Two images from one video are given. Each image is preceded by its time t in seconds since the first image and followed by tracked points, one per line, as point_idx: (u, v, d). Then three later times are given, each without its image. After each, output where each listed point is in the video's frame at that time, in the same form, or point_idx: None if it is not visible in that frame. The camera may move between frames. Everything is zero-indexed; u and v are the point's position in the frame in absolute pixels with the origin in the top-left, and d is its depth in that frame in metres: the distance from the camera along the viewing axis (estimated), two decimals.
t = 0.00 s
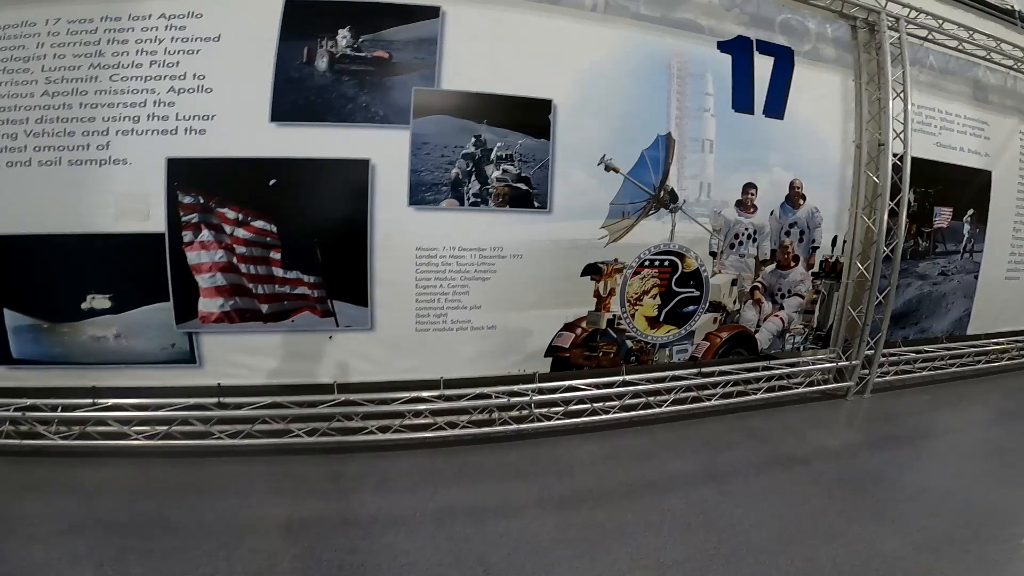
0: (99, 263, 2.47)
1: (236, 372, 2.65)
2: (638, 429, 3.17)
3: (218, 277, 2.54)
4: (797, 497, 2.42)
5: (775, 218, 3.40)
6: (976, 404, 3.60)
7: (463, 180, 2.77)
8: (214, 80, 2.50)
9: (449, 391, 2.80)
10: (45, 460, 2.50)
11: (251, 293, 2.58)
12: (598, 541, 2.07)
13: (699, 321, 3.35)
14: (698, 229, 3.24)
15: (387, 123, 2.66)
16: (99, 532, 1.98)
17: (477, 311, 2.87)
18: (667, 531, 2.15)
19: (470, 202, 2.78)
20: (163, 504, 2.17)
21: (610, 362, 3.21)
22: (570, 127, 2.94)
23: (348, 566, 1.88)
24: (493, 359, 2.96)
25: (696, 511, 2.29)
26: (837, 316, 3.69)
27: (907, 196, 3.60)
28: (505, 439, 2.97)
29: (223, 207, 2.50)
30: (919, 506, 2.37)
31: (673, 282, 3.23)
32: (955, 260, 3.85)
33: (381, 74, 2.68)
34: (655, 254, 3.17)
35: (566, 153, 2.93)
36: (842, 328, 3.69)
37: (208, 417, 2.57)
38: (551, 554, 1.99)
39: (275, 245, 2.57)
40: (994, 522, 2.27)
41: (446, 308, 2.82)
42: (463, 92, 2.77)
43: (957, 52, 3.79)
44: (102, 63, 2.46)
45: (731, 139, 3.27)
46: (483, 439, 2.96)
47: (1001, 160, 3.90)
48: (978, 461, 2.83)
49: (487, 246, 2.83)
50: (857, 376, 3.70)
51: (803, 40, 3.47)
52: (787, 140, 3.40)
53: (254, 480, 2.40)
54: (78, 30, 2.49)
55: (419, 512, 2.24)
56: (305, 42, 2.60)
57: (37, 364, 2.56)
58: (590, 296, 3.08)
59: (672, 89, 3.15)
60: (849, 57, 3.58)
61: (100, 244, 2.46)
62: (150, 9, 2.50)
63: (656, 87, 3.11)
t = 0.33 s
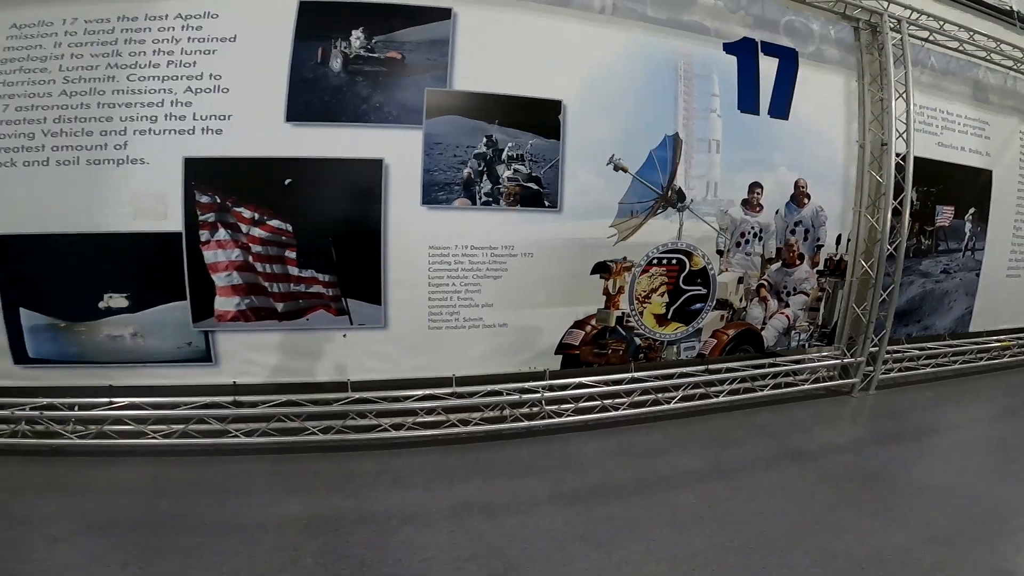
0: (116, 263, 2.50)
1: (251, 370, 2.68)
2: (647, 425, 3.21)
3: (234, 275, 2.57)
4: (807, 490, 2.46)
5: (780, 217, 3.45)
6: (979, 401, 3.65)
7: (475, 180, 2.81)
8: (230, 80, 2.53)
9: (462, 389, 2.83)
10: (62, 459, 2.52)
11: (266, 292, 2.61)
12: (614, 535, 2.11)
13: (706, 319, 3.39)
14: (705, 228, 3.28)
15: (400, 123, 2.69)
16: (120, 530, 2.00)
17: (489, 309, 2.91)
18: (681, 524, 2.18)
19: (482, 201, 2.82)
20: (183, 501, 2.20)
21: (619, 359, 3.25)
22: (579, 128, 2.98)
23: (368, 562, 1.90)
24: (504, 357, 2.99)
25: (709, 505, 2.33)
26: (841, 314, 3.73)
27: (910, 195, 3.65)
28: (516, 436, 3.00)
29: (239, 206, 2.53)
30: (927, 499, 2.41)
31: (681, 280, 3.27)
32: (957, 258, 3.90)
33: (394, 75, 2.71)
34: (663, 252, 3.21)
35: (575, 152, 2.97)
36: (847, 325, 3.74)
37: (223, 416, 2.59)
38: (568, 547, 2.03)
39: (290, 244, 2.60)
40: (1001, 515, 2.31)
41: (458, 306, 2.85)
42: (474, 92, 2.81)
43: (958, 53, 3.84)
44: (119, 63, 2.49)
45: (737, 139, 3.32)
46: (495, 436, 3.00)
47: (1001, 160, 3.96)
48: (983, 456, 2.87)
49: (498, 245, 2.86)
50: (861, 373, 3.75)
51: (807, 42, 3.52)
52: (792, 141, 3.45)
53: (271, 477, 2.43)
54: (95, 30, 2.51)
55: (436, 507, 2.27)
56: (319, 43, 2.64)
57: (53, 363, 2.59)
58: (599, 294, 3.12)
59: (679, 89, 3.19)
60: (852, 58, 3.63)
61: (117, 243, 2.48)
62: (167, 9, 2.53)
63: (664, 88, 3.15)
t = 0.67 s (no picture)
0: (136, 263, 2.54)
1: (268, 369, 2.72)
2: (656, 422, 3.26)
3: (252, 275, 2.62)
4: (816, 485, 2.51)
5: (785, 217, 3.51)
6: (981, 398, 3.72)
7: (487, 181, 2.86)
8: (248, 82, 2.57)
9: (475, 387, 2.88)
10: (83, 458, 2.57)
11: (283, 292, 2.66)
12: (629, 528, 2.16)
13: (713, 317, 3.44)
14: (712, 228, 3.34)
15: (414, 125, 2.74)
16: (145, 526, 2.04)
17: (501, 308, 2.95)
18: (694, 517, 2.23)
19: (494, 202, 2.87)
20: (206, 499, 2.24)
21: (628, 357, 3.30)
22: (589, 129, 3.03)
23: (392, 556, 1.95)
24: (516, 355, 3.04)
25: (720, 499, 2.38)
26: (845, 312, 3.79)
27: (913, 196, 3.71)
28: (528, 434, 3.05)
29: (257, 207, 2.58)
30: (933, 493, 2.47)
31: (688, 279, 3.33)
32: (958, 258, 3.97)
33: (408, 77, 2.76)
34: (670, 252, 3.26)
35: (585, 154, 3.02)
36: (850, 323, 3.80)
37: (241, 414, 2.64)
38: (585, 540, 2.07)
39: (307, 244, 2.64)
40: (1005, 508, 2.37)
41: (471, 305, 2.90)
42: (486, 95, 2.86)
43: (958, 55, 3.91)
44: (139, 64, 2.53)
45: (743, 141, 3.37)
46: (507, 434, 3.04)
47: (1001, 160, 4.02)
48: (987, 452, 2.93)
49: (510, 245, 2.91)
50: (865, 370, 3.81)
51: (811, 45, 3.58)
52: (796, 142, 3.51)
53: (291, 475, 2.47)
54: (114, 32, 2.55)
55: (454, 503, 2.32)
56: (334, 46, 2.68)
57: (73, 363, 2.63)
58: (608, 293, 3.17)
59: (686, 92, 3.25)
60: (854, 61, 3.70)
61: (137, 244, 2.53)
62: (185, 11, 2.57)
63: (671, 90, 3.21)
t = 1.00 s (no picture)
0: (156, 265, 2.58)
1: (285, 370, 2.76)
2: (666, 421, 3.31)
3: (270, 277, 2.67)
4: (826, 481, 2.56)
5: (791, 218, 3.56)
6: (984, 396, 3.78)
7: (500, 183, 2.90)
8: (266, 85, 2.61)
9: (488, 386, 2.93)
10: (105, 458, 2.61)
11: (301, 293, 2.70)
12: (645, 524, 2.20)
13: (721, 317, 3.49)
14: (719, 229, 3.39)
15: (429, 129, 2.79)
16: (171, 526, 2.08)
17: (513, 309, 3.00)
18: (708, 512, 2.29)
19: (507, 204, 2.91)
20: (229, 498, 2.29)
21: (637, 356, 3.34)
22: (599, 132, 3.08)
23: (415, 552, 2.00)
24: (528, 355, 3.09)
25: (732, 495, 2.43)
26: (849, 312, 3.85)
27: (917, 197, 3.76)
28: (540, 433, 3.10)
29: (275, 209, 2.62)
30: (939, 488, 2.53)
31: (696, 279, 3.38)
32: (961, 258, 4.03)
33: (422, 81, 2.80)
34: (679, 253, 3.31)
35: (596, 157, 3.07)
36: (855, 323, 3.86)
37: (259, 414, 2.68)
38: (603, 535, 2.12)
39: (324, 245, 2.68)
40: (1011, 503, 2.42)
41: (484, 306, 2.94)
42: (499, 98, 2.90)
43: (960, 58, 3.96)
44: (159, 67, 2.56)
45: (750, 143, 3.42)
46: (520, 432, 3.09)
47: (1002, 161, 4.08)
48: (992, 449, 2.99)
49: (523, 246, 2.96)
50: (870, 369, 3.87)
51: (816, 48, 3.63)
52: (802, 144, 3.56)
53: (310, 474, 2.51)
54: (134, 34, 2.58)
55: (472, 500, 2.37)
56: (350, 49, 2.72)
57: (94, 364, 2.67)
58: (618, 294, 3.22)
59: (694, 95, 3.30)
60: (859, 64, 3.75)
61: (158, 246, 2.56)
62: (203, 14, 2.60)
63: (679, 93, 3.26)
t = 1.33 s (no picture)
0: (179, 268, 2.62)
1: (305, 371, 2.81)
2: (677, 420, 3.37)
3: (291, 280, 2.71)
4: (837, 477, 2.62)
5: (799, 220, 3.62)
6: (988, 394, 3.85)
7: (515, 188, 2.95)
8: (287, 90, 2.66)
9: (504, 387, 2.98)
10: (131, 460, 2.66)
11: (321, 296, 2.75)
12: (663, 520, 2.26)
13: (730, 318, 3.55)
14: (729, 232, 3.45)
15: (446, 134, 2.83)
16: (202, 526, 2.13)
17: (528, 311, 3.05)
18: (723, 508, 2.35)
19: (522, 208, 2.97)
20: (256, 499, 2.34)
21: (649, 357, 3.40)
22: (611, 137, 3.13)
23: (441, 549, 2.05)
24: (542, 356, 3.14)
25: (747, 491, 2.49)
26: (855, 312, 3.92)
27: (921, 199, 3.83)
28: (555, 432, 3.16)
29: (297, 213, 2.67)
30: (948, 484, 2.59)
31: (706, 281, 3.43)
32: (964, 259, 4.10)
33: (439, 86, 2.84)
34: (689, 255, 3.37)
35: (608, 161, 3.12)
36: (861, 323, 3.92)
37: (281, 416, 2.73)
38: (623, 531, 2.18)
39: (344, 249, 2.73)
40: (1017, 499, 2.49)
41: (500, 308, 2.99)
42: (514, 103, 2.95)
43: (963, 62, 4.03)
44: (182, 71, 2.60)
45: (758, 147, 3.48)
46: (535, 432, 3.15)
47: (1004, 163, 4.15)
48: (997, 445, 3.06)
49: (537, 249, 3.01)
50: (875, 368, 3.94)
51: (822, 53, 3.69)
52: (809, 148, 3.62)
53: (333, 474, 2.57)
54: (156, 38, 2.61)
55: (493, 498, 2.42)
56: (368, 54, 2.76)
57: (118, 367, 2.71)
58: (630, 295, 3.27)
59: (704, 99, 3.35)
60: (864, 68, 3.81)
61: (181, 250, 2.61)
62: (224, 18, 2.64)
63: (689, 98, 3.31)
